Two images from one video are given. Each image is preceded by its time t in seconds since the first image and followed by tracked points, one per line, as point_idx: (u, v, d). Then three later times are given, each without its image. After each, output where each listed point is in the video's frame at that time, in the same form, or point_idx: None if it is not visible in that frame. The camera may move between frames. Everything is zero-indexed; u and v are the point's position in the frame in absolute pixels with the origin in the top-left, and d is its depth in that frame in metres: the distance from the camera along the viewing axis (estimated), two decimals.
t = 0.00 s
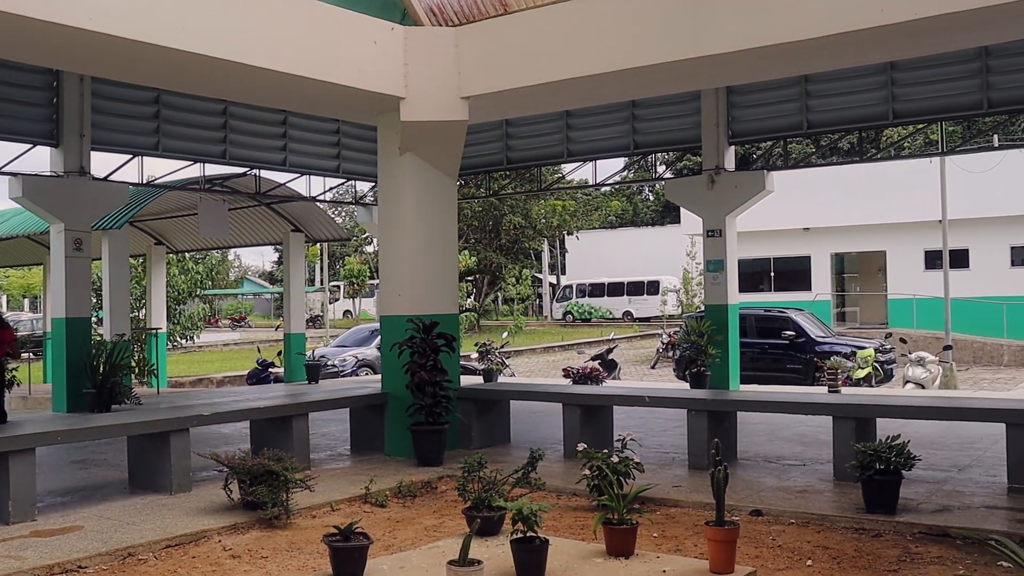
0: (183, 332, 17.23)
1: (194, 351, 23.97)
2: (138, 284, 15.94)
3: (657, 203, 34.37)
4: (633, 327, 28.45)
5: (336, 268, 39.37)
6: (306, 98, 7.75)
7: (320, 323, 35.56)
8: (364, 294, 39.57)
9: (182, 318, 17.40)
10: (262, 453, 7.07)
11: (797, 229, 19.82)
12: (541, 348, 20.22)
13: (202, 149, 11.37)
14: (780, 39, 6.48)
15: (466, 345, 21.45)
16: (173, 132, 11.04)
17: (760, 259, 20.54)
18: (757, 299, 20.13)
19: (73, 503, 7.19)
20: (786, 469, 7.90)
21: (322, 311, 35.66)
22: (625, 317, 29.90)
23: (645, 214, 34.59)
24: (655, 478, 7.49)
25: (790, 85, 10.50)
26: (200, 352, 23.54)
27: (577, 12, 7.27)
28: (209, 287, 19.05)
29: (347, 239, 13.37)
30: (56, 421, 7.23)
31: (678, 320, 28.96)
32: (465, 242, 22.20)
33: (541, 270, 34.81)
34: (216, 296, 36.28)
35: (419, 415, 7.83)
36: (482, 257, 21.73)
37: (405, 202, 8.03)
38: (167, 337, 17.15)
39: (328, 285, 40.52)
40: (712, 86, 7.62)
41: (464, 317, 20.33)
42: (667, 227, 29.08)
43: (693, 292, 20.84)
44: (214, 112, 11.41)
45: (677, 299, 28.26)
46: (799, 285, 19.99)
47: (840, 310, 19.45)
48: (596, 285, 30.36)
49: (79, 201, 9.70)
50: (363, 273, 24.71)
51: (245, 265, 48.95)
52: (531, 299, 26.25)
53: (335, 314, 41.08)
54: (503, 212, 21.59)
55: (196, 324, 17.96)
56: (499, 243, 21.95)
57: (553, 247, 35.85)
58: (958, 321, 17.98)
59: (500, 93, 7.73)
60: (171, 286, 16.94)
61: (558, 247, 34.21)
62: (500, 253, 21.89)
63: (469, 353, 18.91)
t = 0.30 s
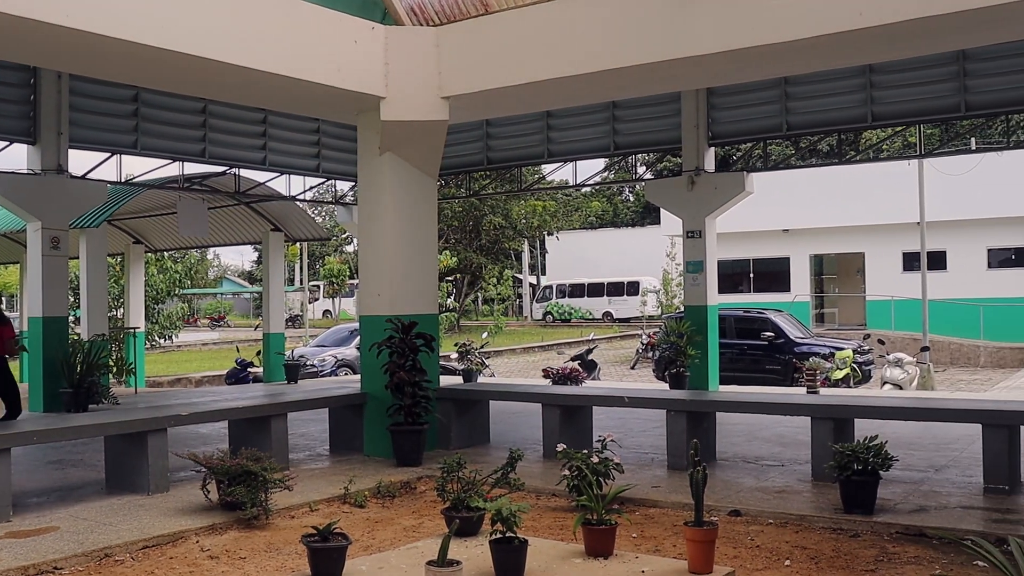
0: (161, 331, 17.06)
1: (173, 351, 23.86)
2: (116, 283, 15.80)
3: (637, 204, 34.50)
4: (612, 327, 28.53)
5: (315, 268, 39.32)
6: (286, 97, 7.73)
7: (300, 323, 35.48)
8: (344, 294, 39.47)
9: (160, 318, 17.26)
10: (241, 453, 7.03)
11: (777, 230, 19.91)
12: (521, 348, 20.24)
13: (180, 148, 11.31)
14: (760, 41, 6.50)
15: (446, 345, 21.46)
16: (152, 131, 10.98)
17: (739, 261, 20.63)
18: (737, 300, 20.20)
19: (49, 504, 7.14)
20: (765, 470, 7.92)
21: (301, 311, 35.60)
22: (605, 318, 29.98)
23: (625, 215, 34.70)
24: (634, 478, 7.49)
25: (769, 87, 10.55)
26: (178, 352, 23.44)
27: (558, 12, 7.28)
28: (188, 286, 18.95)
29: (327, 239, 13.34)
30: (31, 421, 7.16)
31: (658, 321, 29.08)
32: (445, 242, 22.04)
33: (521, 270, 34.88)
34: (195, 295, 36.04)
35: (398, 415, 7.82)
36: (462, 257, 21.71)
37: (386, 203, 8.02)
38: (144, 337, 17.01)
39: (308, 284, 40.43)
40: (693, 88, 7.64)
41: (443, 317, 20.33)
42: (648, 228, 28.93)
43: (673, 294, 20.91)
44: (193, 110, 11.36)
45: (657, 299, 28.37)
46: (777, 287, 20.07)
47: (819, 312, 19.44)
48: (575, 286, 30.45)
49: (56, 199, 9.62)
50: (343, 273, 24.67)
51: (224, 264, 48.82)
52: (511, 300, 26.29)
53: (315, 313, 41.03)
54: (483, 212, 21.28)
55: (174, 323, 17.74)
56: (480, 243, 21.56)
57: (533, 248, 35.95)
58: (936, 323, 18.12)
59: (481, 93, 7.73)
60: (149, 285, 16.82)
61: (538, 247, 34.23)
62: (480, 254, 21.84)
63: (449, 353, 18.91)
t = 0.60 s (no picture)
0: (139, 331, 16.88)
1: (150, 351, 23.72)
2: (93, 281, 15.64)
3: (617, 205, 34.57)
4: (592, 328, 28.58)
5: (295, 267, 39.19)
6: (266, 95, 7.70)
7: (279, 322, 35.37)
8: (323, 293, 39.39)
9: (138, 317, 17.11)
10: (219, 453, 7.00)
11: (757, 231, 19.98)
12: (501, 348, 20.26)
13: (159, 146, 11.25)
14: (741, 43, 6.53)
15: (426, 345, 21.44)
16: (130, 128, 10.91)
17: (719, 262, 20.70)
18: (717, 301, 20.27)
19: (24, 505, 7.08)
20: (744, 470, 7.95)
21: (281, 311, 35.51)
22: (586, 318, 30.05)
23: (606, 215, 34.75)
24: (613, 479, 7.50)
25: (749, 88, 10.59)
26: (156, 351, 23.31)
27: (539, 13, 7.28)
28: (167, 285, 18.82)
29: (307, 238, 13.32)
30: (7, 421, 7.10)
31: (637, 321, 29.18)
32: (425, 242, 21.77)
33: (502, 270, 34.91)
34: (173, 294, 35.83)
35: (377, 415, 7.81)
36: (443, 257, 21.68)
37: (365, 203, 8.00)
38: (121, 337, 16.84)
39: (288, 283, 40.34)
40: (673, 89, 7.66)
41: (424, 317, 20.33)
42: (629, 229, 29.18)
43: (653, 294, 20.98)
44: (173, 108, 11.32)
45: (637, 299, 28.47)
46: (757, 288, 20.15)
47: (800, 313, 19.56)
48: (556, 286, 30.52)
49: (33, 198, 9.53)
50: (323, 272, 24.60)
51: (203, 263, 48.64)
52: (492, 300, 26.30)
53: (295, 313, 40.95)
54: (463, 211, 21.22)
55: (153, 323, 17.58)
56: (460, 243, 21.57)
57: (514, 248, 35.99)
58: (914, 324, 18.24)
59: (462, 93, 7.72)
60: (127, 284, 16.67)
61: (518, 248, 34.24)
62: (460, 254, 21.62)
63: (429, 353, 18.90)
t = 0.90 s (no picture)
0: (117, 330, 16.93)
1: (128, 350, 23.60)
2: (71, 280, 15.59)
3: (597, 205, 34.59)
4: (572, 328, 28.61)
5: (275, 266, 39.09)
6: (246, 94, 7.66)
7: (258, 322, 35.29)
8: (303, 293, 39.33)
9: (117, 317, 17.12)
10: (198, 453, 6.96)
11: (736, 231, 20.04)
12: (481, 348, 20.28)
13: (139, 145, 11.18)
14: (721, 44, 6.55)
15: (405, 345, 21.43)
16: (109, 127, 10.84)
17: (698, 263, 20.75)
18: (696, 302, 20.34)
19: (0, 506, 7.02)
20: (723, 470, 7.98)
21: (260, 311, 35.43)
22: (566, 318, 30.13)
23: (586, 216, 34.76)
24: (593, 479, 7.51)
25: (729, 89, 10.62)
26: (133, 351, 23.19)
27: (520, 13, 7.29)
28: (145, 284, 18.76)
29: (287, 237, 13.30)
30: None
31: (617, 322, 29.28)
32: (405, 242, 21.66)
33: (482, 270, 34.94)
34: (152, 294, 35.60)
35: (357, 415, 7.79)
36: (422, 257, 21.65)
37: (345, 203, 7.99)
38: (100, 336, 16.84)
39: (267, 283, 40.20)
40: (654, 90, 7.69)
41: (403, 317, 20.33)
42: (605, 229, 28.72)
43: (633, 294, 21.05)
44: (151, 106, 11.26)
45: (617, 300, 28.56)
46: (736, 289, 20.23)
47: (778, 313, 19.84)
48: (535, 287, 30.57)
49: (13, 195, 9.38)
50: (303, 272, 24.53)
51: (182, 262, 48.43)
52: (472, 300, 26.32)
53: (274, 313, 40.88)
54: (443, 211, 21.15)
55: (131, 322, 17.63)
56: (440, 243, 21.33)
57: (494, 248, 36.01)
58: (892, 325, 18.38)
59: (443, 93, 7.72)
60: (105, 283, 16.63)
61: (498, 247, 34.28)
62: (440, 253, 21.41)
63: (409, 353, 18.89)
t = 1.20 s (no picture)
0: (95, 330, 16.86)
1: (105, 351, 23.46)
2: (48, 280, 15.50)
3: (577, 206, 34.58)
4: (552, 329, 28.63)
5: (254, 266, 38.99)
6: (225, 93, 7.63)
7: (237, 321, 35.17)
8: (283, 293, 39.26)
9: (94, 316, 17.04)
10: (176, 454, 6.91)
11: (715, 231, 20.10)
12: (461, 348, 20.30)
13: (117, 144, 11.11)
14: (701, 45, 6.58)
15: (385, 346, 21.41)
16: (87, 126, 10.76)
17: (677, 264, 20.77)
18: (676, 302, 20.39)
19: None
20: (703, 469, 8.00)
21: (239, 310, 35.33)
22: (545, 318, 30.19)
23: (566, 216, 34.73)
24: (573, 479, 7.52)
25: (708, 90, 10.65)
26: (110, 351, 23.07)
27: (502, 13, 7.29)
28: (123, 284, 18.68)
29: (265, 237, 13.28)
30: None
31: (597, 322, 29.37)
32: (385, 242, 21.63)
33: (462, 270, 34.97)
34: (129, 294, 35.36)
35: (337, 415, 7.77)
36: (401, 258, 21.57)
37: (324, 203, 7.97)
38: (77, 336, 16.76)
39: (247, 283, 40.04)
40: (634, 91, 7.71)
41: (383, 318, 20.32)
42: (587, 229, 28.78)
43: (613, 295, 21.10)
44: (130, 105, 11.15)
45: (597, 300, 28.63)
46: (715, 289, 20.29)
47: (757, 313, 19.78)
48: (515, 287, 30.61)
49: None
50: (282, 272, 24.44)
51: (161, 262, 48.20)
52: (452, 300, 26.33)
53: (253, 313, 40.80)
54: (423, 212, 21.14)
55: (109, 322, 17.55)
56: (420, 242, 21.30)
57: (474, 248, 36.03)
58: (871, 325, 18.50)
59: (424, 93, 7.71)
60: (83, 283, 16.54)
61: (478, 247, 34.29)
62: (420, 253, 21.44)
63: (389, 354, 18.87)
